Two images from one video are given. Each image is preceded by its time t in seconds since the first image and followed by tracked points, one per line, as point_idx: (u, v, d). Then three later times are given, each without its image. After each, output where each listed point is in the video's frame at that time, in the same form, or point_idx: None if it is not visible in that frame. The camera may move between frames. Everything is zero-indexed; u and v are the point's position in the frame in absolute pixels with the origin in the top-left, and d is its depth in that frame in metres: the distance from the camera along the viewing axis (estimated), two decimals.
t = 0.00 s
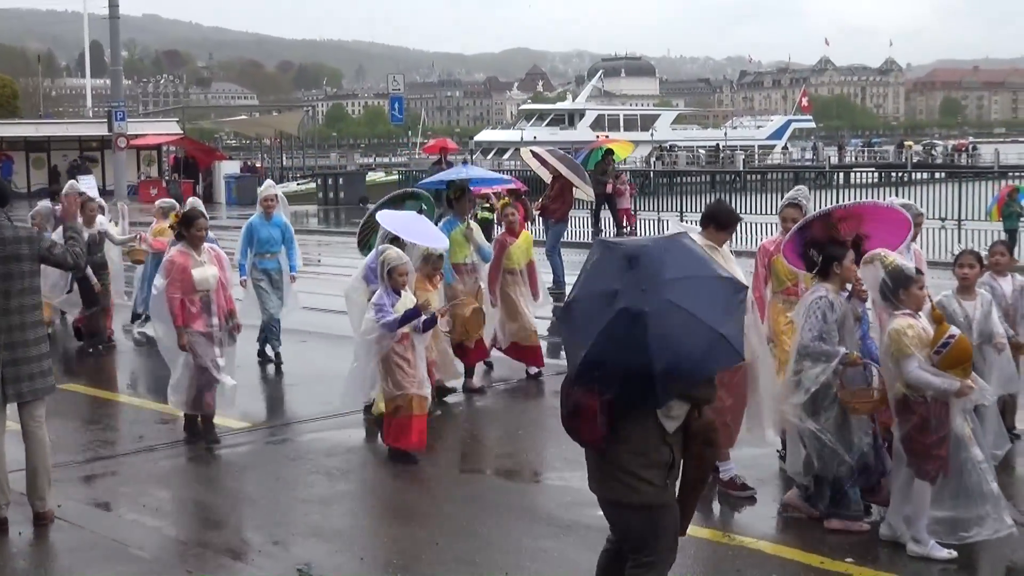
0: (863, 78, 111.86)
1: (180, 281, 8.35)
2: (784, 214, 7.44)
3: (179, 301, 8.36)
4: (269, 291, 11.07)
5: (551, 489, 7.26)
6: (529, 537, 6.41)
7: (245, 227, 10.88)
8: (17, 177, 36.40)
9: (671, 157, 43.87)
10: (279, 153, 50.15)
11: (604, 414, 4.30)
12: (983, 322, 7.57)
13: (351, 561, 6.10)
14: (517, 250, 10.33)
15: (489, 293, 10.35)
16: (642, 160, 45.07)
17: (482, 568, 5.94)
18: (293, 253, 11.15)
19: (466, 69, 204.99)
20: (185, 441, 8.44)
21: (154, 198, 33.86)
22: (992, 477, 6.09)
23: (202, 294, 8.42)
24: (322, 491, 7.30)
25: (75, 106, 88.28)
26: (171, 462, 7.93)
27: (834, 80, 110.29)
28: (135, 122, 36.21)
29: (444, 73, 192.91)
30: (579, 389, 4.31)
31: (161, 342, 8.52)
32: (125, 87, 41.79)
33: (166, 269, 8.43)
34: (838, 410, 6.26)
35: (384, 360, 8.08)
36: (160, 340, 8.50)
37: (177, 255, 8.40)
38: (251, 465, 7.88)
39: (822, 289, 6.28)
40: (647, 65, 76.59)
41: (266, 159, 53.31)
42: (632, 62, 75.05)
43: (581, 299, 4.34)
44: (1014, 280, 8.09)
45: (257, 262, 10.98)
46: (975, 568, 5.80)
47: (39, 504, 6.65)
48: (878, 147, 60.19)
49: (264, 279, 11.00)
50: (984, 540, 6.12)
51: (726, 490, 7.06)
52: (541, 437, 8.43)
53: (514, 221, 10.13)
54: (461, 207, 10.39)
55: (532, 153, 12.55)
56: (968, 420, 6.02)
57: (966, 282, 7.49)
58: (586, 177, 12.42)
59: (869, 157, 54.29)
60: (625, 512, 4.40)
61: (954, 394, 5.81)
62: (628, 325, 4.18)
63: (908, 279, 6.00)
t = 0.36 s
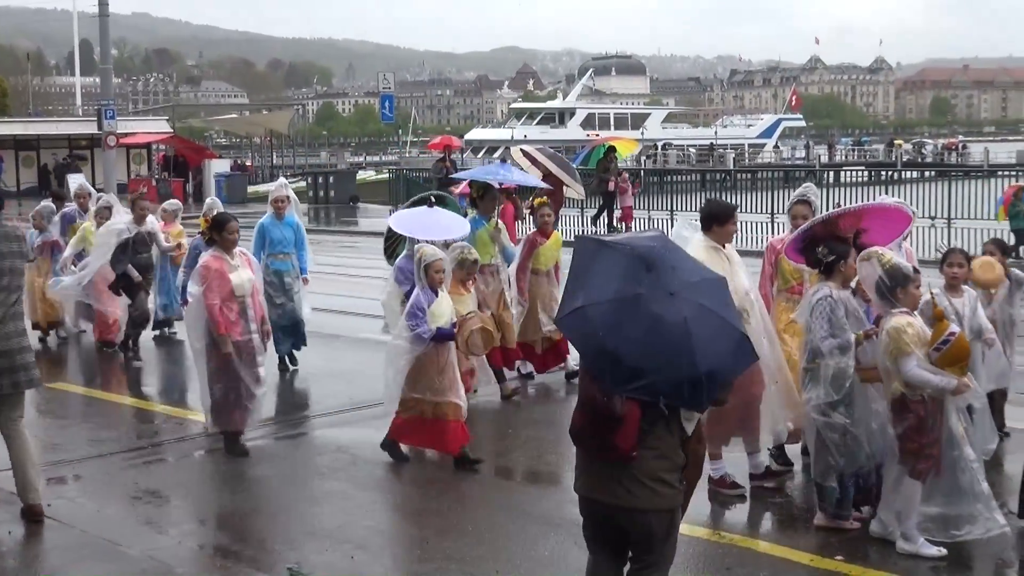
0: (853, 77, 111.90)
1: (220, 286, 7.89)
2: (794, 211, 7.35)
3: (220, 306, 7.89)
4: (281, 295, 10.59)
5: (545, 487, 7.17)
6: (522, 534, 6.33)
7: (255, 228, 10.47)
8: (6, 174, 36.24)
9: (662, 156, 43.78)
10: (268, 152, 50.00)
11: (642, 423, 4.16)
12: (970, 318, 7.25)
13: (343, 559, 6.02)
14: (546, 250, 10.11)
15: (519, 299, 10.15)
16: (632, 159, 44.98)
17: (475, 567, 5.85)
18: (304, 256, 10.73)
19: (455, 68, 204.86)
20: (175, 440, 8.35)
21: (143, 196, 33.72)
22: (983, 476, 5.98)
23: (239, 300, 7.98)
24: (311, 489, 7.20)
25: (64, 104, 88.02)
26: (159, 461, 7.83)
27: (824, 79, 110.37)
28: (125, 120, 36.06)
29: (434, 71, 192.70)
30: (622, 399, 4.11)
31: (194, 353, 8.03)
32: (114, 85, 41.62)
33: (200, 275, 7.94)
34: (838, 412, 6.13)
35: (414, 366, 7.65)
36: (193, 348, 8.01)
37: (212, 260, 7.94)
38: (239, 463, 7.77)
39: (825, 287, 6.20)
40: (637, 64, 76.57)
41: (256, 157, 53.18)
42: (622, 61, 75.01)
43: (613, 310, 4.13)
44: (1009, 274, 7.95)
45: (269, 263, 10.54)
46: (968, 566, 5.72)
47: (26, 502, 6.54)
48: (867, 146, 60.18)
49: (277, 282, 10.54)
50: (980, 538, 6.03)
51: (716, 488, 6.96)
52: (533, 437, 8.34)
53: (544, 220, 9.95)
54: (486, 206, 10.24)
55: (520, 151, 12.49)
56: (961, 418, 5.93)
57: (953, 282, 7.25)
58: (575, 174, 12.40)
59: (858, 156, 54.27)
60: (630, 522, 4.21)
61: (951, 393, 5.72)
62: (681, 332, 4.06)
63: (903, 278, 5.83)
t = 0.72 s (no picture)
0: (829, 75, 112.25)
1: (248, 294, 7.56)
2: (783, 206, 7.36)
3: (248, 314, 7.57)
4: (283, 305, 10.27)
5: (523, 485, 7.18)
6: (501, 534, 6.34)
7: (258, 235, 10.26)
8: None
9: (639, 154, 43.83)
10: (244, 153, 49.86)
11: (621, 425, 4.18)
12: (943, 312, 7.32)
13: (321, 559, 6.01)
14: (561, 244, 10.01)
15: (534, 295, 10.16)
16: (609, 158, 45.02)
17: (453, 566, 5.84)
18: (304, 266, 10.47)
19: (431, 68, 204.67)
20: (152, 441, 8.33)
21: (119, 198, 33.59)
22: (956, 475, 5.97)
23: (267, 309, 7.64)
24: (286, 490, 7.18)
25: (38, 106, 87.52)
26: (134, 461, 7.81)
27: (799, 78, 110.56)
28: (100, 121, 35.90)
29: (411, 71, 192.48)
30: (601, 403, 4.10)
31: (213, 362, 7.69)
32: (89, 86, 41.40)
33: (225, 283, 7.59)
34: (820, 408, 6.15)
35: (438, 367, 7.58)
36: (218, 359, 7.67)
37: (238, 266, 7.60)
38: (216, 464, 7.75)
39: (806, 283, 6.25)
40: (614, 63, 76.56)
41: (233, 157, 53.03)
42: (599, 59, 74.97)
43: (580, 314, 4.11)
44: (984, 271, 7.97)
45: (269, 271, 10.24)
46: (942, 561, 5.75)
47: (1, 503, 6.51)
48: (843, 143, 60.34)
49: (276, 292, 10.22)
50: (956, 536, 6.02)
51: (692, 485, 6.98)
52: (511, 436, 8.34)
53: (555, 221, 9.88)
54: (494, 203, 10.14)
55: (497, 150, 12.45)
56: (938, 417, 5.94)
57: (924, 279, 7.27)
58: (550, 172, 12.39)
59: (834, 154, 54.40)
60: (615, 517, 4.24)
61: (927, 391, 5.76)
62: (651, 330, 4.09)
63: (882, 276, 5.87)
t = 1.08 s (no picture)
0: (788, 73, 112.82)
1: (250, 289, 7.30)
2: (744, 203, 7.40)
3: (247, 310, 7.31)
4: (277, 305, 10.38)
5: (486, 483, 7.19)
6: (464, 531, 6.34)
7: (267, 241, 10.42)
8: None
9: (600, 152, 43.90)
10: (203, 152, 49.59)
11: (590, 427, 4.22)
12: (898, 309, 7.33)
13: (280, 558, 6.01)
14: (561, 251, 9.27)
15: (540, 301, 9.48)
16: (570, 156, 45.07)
17: (413, 565, 5.84)
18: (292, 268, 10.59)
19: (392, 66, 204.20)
20: (111, 442, 8.28)
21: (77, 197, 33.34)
22: (914, 474, 5.93)
23: (268, 304, 7.38)
24: (246, 490, 7.16)
25: None
26: (94, 462, 7.77)
27: (759, 75, 111.00)
28: (58, 120, 35.63)
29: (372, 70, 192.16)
30: (571, 406, 4.14)
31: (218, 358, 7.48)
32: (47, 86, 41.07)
33: (225, 276, 7.34)
34: (780, 408, 6.16)
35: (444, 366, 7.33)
36: (220, 353, 7.44)
37: (239, 260, 7.32)
38: (176, 465, 7.72)
39: (764, 281, 6.30)
40: (575, 60, 76.62)
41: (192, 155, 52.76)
42: (560, 57, 74.96)
43: (548, 316, 4.11)
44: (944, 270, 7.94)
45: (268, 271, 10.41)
46: (898, 556, 5.80)
47: None
48: (803, 142, 60.64)
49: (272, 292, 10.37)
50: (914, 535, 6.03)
51: (654, 482, 7.00)
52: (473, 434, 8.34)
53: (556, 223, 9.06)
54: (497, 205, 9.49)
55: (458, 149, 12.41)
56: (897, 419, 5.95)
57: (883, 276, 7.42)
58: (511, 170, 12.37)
59: (794, 150, 54.65)
60: (585, 516, 4.27)
61: (882, 392, 5.76)
62: (618, 329, 4.10)
63: (842, 275, 5.91)
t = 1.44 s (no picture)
0: (750, 71, 113.18)
1: (255, 295, 7.15)
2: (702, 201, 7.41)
3: (253, 316, 7.14)
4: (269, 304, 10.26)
5: (449, 483, 7.18)
6: (425, 531, 6.34)
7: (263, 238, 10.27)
8: None
9: (563, 151, 43.94)
10: (165, 151, 49.31)
11: (554, 428, 4.24)
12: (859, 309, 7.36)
13: (240, 559, 5.99)
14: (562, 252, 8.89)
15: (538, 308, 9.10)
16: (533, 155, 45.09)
17: (373, 565, 5.85)
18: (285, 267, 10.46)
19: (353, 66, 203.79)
20: (70, 444, 8.23)
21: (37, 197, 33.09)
22: (876, 472, 5.97)
23: (269, 309, 7.25)
24: (207, 491, 7.14)
25: None
26: (54, 464, 7.73)
27: (721, 74, 111.36)
28: (17, 119, 35.35)
29: (335, 69, 191.46)
30: (534, 406, 4.16)
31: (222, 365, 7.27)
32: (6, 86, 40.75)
33: (227, 283, 7.16)
34: (741, 408, 6.19)
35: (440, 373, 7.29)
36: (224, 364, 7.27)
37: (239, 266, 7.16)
38: (137, 467, 7.69)
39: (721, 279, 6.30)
40: (538, 60, 76.63)
41: (154, 154, 52.49)
42: (523, 56, 74.95)
43: (516, 315, 4.10)
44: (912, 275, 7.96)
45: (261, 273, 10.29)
46: (857, 552, 5.85)
47: None
48: (764, 140, 60.85)
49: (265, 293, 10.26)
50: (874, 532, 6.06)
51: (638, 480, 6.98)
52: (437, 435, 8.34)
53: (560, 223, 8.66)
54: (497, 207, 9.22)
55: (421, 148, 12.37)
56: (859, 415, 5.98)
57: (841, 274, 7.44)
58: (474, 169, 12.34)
59: (756, 150, 54.84)
60: (551, 516, 4.27)
61: (842, 389, 5.79)
62: (585, 330, 4.11)
63: (804, 271, 5.94)
